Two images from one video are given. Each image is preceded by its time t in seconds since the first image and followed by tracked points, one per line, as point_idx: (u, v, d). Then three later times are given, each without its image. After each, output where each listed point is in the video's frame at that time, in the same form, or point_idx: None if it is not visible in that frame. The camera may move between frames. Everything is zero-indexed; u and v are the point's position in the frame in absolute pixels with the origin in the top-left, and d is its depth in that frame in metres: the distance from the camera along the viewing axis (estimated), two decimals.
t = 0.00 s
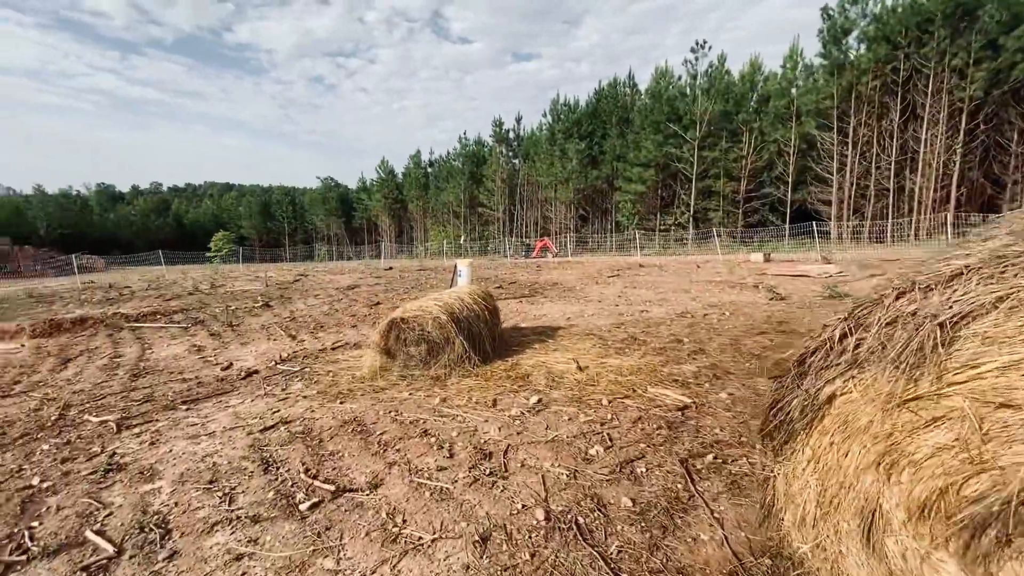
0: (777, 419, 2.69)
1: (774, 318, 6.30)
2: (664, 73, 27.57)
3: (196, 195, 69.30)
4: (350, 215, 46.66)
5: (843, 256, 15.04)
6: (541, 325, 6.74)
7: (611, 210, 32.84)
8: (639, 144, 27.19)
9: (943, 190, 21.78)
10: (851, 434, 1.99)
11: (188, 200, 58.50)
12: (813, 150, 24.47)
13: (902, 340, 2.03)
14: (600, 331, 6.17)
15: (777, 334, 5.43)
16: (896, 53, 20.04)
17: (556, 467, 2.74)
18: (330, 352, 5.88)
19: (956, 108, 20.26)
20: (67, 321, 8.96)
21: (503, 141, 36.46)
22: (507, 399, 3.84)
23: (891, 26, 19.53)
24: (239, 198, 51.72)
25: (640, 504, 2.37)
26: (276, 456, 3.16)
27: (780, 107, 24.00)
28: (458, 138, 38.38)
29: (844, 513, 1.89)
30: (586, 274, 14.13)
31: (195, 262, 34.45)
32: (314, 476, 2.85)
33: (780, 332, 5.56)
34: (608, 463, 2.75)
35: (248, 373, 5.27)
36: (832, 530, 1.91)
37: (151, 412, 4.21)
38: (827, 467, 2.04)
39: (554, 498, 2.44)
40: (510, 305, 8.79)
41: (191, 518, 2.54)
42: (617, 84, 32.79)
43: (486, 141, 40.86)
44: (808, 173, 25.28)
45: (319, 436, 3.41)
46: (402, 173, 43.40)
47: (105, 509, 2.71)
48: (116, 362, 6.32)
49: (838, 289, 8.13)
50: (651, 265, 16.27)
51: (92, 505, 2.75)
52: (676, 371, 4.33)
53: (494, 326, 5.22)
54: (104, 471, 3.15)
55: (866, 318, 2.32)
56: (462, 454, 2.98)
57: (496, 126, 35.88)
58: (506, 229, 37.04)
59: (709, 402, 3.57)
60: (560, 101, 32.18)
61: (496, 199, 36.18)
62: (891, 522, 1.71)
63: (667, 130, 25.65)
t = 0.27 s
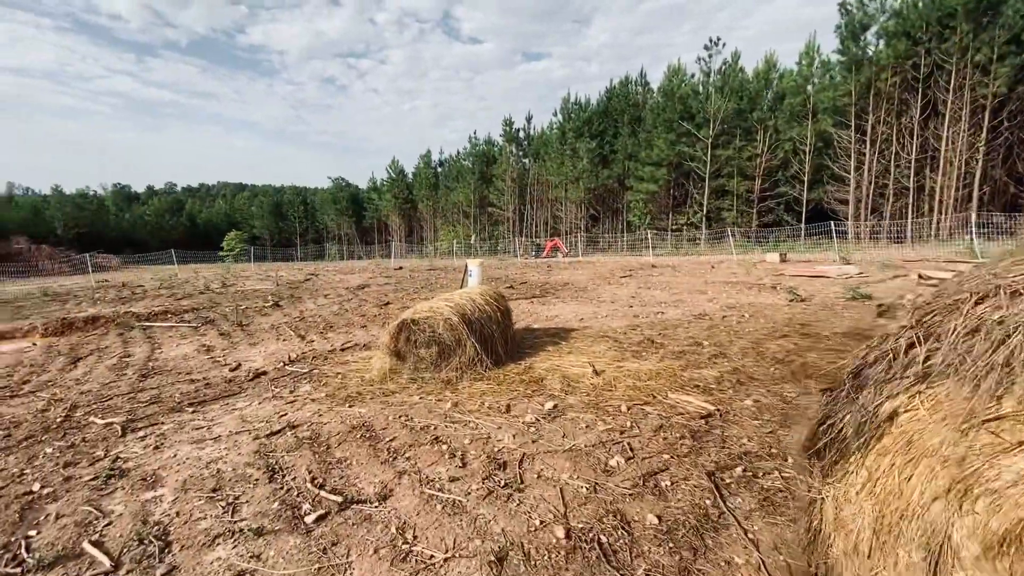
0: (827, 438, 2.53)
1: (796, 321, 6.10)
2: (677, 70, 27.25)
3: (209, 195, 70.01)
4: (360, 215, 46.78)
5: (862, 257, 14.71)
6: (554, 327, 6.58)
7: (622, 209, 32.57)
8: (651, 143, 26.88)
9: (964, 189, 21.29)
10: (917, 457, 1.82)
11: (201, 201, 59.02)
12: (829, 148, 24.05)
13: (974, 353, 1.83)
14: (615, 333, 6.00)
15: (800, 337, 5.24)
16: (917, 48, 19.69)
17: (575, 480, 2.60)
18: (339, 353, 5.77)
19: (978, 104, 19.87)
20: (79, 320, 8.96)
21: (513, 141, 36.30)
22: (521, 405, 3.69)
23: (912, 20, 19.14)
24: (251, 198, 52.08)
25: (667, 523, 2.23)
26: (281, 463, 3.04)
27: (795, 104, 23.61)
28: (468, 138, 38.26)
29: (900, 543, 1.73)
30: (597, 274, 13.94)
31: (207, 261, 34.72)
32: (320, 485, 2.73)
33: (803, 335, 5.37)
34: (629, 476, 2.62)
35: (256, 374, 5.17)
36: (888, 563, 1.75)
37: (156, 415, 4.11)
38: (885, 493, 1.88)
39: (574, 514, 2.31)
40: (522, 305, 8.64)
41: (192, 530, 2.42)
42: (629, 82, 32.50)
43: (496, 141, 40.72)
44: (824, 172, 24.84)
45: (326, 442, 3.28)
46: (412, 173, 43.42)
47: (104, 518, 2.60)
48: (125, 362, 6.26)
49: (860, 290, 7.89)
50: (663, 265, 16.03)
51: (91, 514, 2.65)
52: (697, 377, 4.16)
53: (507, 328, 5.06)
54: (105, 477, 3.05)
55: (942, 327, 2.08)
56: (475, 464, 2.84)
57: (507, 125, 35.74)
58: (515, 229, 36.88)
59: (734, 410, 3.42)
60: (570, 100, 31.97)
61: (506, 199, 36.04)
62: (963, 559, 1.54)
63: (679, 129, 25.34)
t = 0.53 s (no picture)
0: (875, 456, 2.36)
1: (813, 325, 5.91)
2: (684, 69, 27.00)
3: (215, 195, 70.29)
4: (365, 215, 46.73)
5: (875, 258, 14.44)
6: (563, 330, 6.42)
7: (628, 209, 32.33)
8: (658, 142, 26.60)
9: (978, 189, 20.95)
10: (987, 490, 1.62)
11: (206, 201, 59.13)
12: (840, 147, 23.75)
13: None
14: (626, 337, 5.83)
15: (819, 343, 5.06)
16: (930, 46, 19.41)
17: (590, 499, 2.44)
18: (342, 357, 5.62)
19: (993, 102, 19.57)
20: (81, 321, 8.86)
21: (519, 140, 36.12)
22: (532, 414, 3.53)
23: (926, 17, 18.83)
24: (256, 198, 52.14)
25: (691, 549, 2.08)
26: (280, 477, 2.90)
27: (805, 103, 23.33)
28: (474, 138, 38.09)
29: None
30: (604, 275, 13.76)
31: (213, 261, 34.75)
32: (319, 503, 2.58)
33: (822, 341, 5.19)
34: (649, 495, 2.46)
35: (257, 379, 5.03)
36: None
37: (153, 422, 3.97)
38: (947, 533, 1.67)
39: (591, 538, 2.16)
40: (528, 308, 8.48)
41: (183, 551, 2.28)
42: (635, 81, 32.30)
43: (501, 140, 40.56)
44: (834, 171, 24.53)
45: (326, 454, 3.13)
46: (417, 173, 43.34)
47: (92, 536, 2.47)
48: (125, 364, 6.13)
49: (877, 293, 7.69)
50: (670, 266, 15.85)
51: (79, 532, 2.51)
52: (714, 385, 3.99)
53: (514, 332, 4.90)
54: (96, 490, 2.91)
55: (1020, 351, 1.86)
56: (483, 480, 2.68)
57: (513, 125, 35.59)
58: (521, 229, 36.71)
59: (756, 422, 3.26)
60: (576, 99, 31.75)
61: (511, 199, 35.87)
62: None
63: (687, 128, 25.08)
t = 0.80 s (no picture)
0: (935, 485, 2.18)
1: (825, 329, 5.75)
2: (688, 68, 26.78)
3: (218, 195, 70.40)
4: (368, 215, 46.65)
5: (883, 259, 14.25)
6: (568, 333, 6.29)
7: (631, 209, 32.16)
8: (662, 142, 26.38)
9: (986, 189, 20.72)
10: None
11: (209, 200, 59.17)
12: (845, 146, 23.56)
13: None
14: (632, 341, 5.69)
15: (833, 349, 4.91)
16: (938, 44, 19.21)
17: (601, 518, 2.32)
18: (342, 360, 5.49)
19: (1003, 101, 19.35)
20: (80, 322, 8.75)
21: (521, 140, 35.96)
22: (537, 423, 3.40)
23: (934, 15, 18.64)
24: (259, 198, 52.11)
25: None
26: (274, 491, 2.77)
27: (811, 102, 23.11)
28: (476, 137, 37.91)
29: None
30: (608, 276, 13.63)
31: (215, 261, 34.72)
32: (314, 519, 2.45)
33: (836, 346, 5.03)
34: (663, 514, 2.34)
35: (255, 384, 4.90)
36: None
37: (146, 430, 3.84)
38: None
39: (603, 564, 2.03)
40: (532, 310, 8.33)
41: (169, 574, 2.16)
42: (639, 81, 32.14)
43: (504, 140, 40.40)
44: (840, 171, 24.31)
45: (323, 466, 3.00)
46: (420, 173, 43.23)
47: (75, 555, 2.35)
48: (122, 368, 6.02)
49: (889, 296, 7.52)
50: (674, 266, 15.72)
51: (61, 551, 2.39)
52: (725, 393, 3.85)
53: (518, 336, 4.75)
54: (82, 505, 2.78)
55: None
56: (487, 496, 2.56)
57: (515, 124, 35.45)
58: (524, 229, 36.60)
59: (771, 434, 3.13)
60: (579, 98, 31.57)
61: (514, 199, 35.72)
62: None
63: (691, 127, 24.91)
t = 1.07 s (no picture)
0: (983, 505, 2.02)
1: (836, 333, 5.61)
2: (690, 67, 26.53)
3: (218, 195, 70.32)
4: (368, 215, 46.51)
5: (888, 259, 14.09)
6: (571, 335, 6.15)
7: (633, 209, 31.99)
8: (665, 143, 26.01)
9: (991, 189, 20.58)
10: None
11: (210, 200, 59.06)
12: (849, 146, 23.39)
13: None
14: (637, 343, 5.55)
15: (844, 353, 4.78)
16: (943, 42, 19.07)
17: (611, 537, 2.18)
18: (339, 363, 5.35)
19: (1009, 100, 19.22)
20: (75, 323, 8.61)
21: (522, 140, 35.79)
22: (541, 431, 3.26)
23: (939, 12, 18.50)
24: (260, 198, 51.99)
25: None
26: (263, 504, 2.62)
27: (815, 101, 22.95)
28: (477, 137, 37.77)
29: None
30: (610, 277, 13.49)
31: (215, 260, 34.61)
32: (305, 536, 2.31)
33: (848, 350, 4.90)
34: (677, 534, 2.20)
35: (249, 388, 4.75)
36: None
37: (135, 436, 3.68)
38: None
39: None
40: (533, 311, 8.20)
41: None
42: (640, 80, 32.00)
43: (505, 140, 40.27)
44: (844, 171, 24.14)
45: (316, 477, 2.85)
46: (420, 172, 43.12)
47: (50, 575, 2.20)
48: (114, 370, 5.87)
49: (899, 297, 7.38)
50: (677, 267, 15.59)
51: (34, 571, 2.24)
52: (736, 398, 3.71)
53: (520, 338, 4.60)
54: (60, 519, 2.64)
55: None
56: (488, 512, 2.42)
57: (517, 124, 35.31)
58: (525, 229, 36.44)
59: (786, 443, 2.99)
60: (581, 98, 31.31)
61: (514, 198, 35.56)
62: None
63: (694, 126, 24.73)
